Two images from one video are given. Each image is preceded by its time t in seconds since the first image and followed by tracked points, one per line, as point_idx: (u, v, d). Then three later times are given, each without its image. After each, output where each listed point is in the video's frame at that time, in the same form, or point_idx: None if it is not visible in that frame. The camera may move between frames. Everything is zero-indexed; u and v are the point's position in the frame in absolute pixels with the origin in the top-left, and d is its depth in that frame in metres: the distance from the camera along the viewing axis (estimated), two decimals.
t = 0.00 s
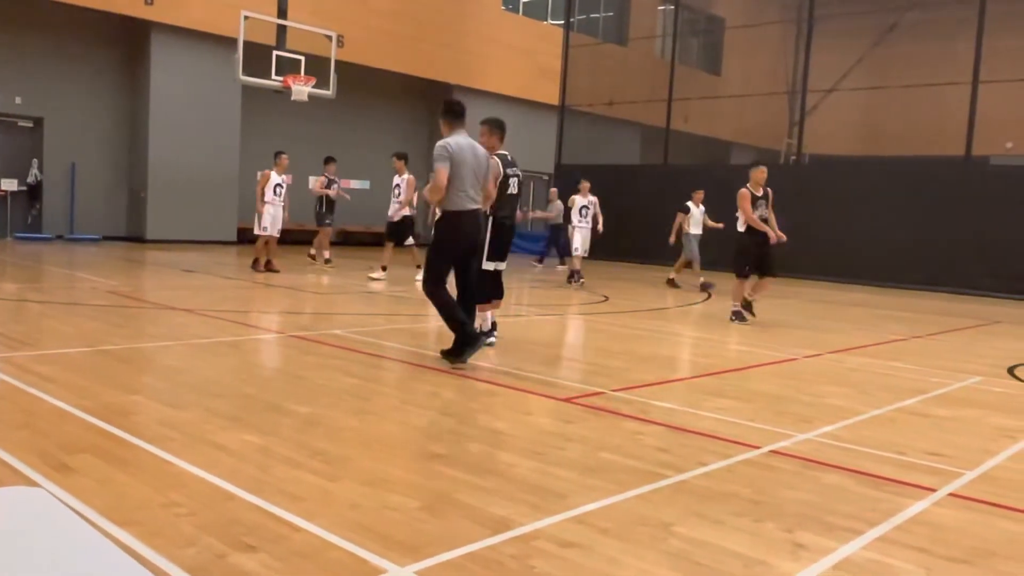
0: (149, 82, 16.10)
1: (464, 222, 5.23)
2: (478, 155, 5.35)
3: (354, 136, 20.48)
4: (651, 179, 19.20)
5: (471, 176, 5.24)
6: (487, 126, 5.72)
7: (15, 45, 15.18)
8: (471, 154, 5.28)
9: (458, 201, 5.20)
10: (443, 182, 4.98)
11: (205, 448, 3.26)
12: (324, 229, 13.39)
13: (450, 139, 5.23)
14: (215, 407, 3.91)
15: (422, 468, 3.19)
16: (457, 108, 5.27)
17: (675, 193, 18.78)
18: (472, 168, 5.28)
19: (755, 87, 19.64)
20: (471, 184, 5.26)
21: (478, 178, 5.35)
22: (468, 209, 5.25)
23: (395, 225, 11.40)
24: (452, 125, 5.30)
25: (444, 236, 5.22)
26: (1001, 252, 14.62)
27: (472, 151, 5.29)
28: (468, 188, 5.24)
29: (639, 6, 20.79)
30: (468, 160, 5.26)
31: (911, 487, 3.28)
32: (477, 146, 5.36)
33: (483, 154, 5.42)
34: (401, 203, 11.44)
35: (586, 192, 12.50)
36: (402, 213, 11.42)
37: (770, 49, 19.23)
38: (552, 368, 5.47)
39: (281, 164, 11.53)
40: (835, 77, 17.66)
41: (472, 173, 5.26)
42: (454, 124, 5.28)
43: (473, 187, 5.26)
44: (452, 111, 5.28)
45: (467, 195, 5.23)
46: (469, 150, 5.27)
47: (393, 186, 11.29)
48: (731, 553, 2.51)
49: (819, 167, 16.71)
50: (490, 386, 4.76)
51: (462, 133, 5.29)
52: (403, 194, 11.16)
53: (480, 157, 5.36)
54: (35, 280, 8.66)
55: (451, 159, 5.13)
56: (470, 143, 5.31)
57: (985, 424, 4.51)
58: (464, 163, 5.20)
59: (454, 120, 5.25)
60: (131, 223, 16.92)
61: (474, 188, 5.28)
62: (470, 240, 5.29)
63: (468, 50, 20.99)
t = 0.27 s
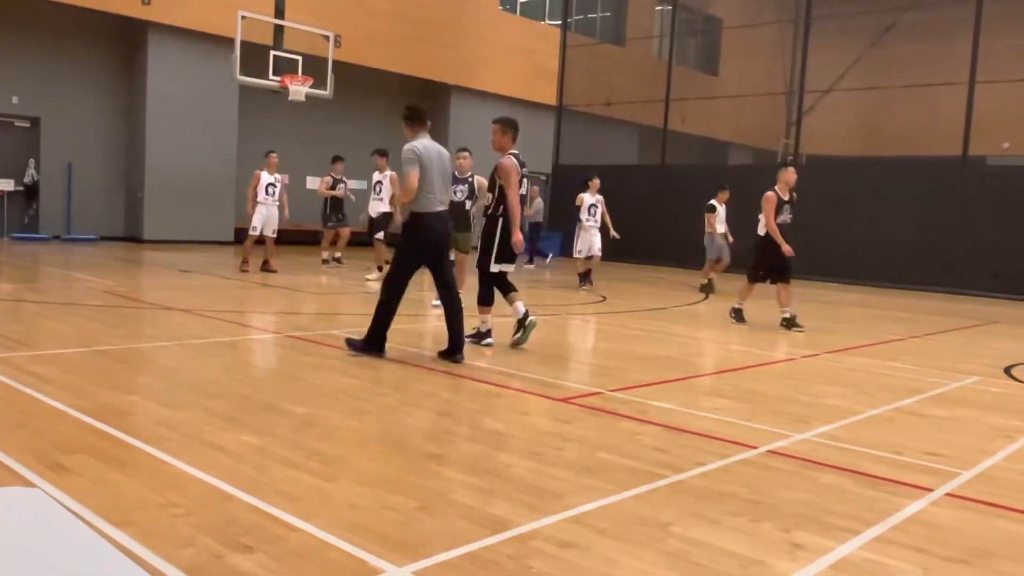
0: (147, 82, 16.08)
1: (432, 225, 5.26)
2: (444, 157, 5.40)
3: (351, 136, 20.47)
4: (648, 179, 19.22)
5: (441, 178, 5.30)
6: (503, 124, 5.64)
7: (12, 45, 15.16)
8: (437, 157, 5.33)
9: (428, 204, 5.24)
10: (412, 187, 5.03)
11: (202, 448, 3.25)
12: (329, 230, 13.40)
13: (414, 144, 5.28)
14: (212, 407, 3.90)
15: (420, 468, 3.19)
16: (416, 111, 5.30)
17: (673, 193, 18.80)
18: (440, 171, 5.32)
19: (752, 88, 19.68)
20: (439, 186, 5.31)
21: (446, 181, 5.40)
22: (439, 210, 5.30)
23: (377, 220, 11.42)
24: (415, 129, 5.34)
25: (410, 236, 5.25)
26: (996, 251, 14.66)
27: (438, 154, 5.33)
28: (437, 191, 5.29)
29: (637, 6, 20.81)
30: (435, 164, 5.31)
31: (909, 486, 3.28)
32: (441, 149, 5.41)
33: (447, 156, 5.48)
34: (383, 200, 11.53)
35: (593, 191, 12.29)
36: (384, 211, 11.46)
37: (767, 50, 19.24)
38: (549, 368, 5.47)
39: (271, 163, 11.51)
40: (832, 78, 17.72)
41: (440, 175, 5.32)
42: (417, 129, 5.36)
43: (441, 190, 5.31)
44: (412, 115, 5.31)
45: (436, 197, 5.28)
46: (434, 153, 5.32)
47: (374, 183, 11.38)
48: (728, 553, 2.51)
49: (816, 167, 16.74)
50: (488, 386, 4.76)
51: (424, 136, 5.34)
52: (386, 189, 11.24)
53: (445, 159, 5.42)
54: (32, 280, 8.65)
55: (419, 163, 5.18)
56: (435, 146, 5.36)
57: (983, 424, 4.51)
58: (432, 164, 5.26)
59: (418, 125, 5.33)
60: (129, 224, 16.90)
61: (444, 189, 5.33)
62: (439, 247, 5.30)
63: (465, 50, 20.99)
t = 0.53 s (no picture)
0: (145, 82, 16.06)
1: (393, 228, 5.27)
2: (405, 156, 5.38)
3: (349, 137, 20.47)
4: (646, 179, 19.26)
5: (402, 178, 5.28)
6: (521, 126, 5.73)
7: (10, 45, 15.15)
8: (399, 155, 5.32)
9: (389, 204, 5.24)
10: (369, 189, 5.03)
11: (200, 449, 3.25)
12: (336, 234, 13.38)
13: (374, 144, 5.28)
14: (210, 408, 3.91)
15: (418, 469, 3.19)
16: (376, 109, 5.28)
17: (670, 193, 18.85)
18: (401, 170, 5.31)
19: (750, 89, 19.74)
20: (401, 185, 5.30)
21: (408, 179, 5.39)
22: (401, 211, 5.30)
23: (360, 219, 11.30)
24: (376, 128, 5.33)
25: (371, 241, 5.23)
26: (992, 253, 14.68)
27: (399, 153, 5.32)
28: (398, 190, 5.29)
29: (634, 7, 20.84)
30: (396, 163, 5.30)
31: (906, 487, 3.29)
32: (403, 146, 5.40)
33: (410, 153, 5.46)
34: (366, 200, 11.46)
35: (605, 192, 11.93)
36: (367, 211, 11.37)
37: (765, 50, 19.28)
38: (547, 368, 5.47)
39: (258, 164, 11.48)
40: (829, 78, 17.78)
41: (401, 174, 5.31)
42: (380, 129, 5.33)
43: (403, 189, 5.30)
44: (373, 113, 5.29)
45: (398, 197, 5.29)
46: (395, 151, 5.31)
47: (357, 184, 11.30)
48: (726, 554, 2.51)
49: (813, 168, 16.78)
50: (486, 387, 4.77)
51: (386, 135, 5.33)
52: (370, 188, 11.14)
53: (407, 157, 5.40)
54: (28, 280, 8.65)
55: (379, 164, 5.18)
56: (396, 144, 5.34)
57: (980, 424, 4.52)
58: (393, 164, 5.26)
59: (379, 125, 5.30)
60: (126, 224, 16.90)
61: (405, 189, 5.33)
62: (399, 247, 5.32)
63: (463, 51, 20.99)
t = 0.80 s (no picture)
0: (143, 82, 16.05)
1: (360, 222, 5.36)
2: (367, 151, 5.44)
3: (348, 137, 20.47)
4: (644, 179, 19.25)
5: (363, 172, 5.35)
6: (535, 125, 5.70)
7: (8, 45, 15.13)
8: (360, 151, 5.38)
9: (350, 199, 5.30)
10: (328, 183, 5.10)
11: (199, 449, 3.25)
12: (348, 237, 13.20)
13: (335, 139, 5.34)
14: (208, 407, 3.91)
15: (417, 469, 3.19)
16: (339, 104, 5.33)
17: (668, 193, 18.85)
18: (362, 165, 5.38)
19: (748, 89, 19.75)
20: (362, 181, 5.37)
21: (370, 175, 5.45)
22: (362, 206, 5.36)
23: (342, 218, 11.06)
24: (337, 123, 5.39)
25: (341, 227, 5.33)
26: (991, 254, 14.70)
27: (360, 148, 5.38)
28: (358, 186, 5.35)
29: (633, 7, 20.83)
30: (358, 158, 5.36)
31: (904, 487, 3.29)
32: (366, 141, 5.46)
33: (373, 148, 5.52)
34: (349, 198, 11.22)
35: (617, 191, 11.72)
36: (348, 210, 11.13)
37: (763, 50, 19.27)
38: (545, 368, 5.48)
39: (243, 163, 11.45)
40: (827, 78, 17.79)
41: (363, 169, 5.37)
42: (338, 123, 5.40)
43: (363, 185, 5.36)
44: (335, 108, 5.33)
45: (358, 192, 5.35)
46: (357, 147, 5.37)
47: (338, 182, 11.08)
48: (724, 554, 2.51)
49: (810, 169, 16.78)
50: (485, 387, 4.77)
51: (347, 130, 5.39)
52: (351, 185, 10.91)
53: (370, 153, 5.46)
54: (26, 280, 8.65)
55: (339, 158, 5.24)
56: (358, 140, 5.40)
57: (978, 424, 4.53)
58: (354, 159, 5.32)
59: (338, 119, 5.36)
60: (124, 224, 16.88)
61: (365, 184, 5.40)
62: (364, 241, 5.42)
63: (461, 51, 20.98)
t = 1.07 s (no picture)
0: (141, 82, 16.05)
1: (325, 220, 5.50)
2: (331, 154, 5.62)
3: (347, 137, 20.46)
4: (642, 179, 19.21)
5: (329, 177, 5.53)
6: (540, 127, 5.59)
7: (6, 45, 15.13)
8: (327, 153, 5.55)
9: (320, 198, 5.46)
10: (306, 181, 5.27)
11: (197, 449, 3.25)
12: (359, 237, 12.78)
13: (305, 140, 5.47)
14: (206, 407, 3.91)
15: (415, 469, 3.19)
16: (310, 106, 5.46)
17: (666, 193, 18.84)
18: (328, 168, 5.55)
19: (746, 89, 19.80)
20: (328, 182, 5.54)
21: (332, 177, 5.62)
22: (327, 206, 5.51)
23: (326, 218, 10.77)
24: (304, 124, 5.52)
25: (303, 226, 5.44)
26: (986, 253, 14.73)
27: (326, 150, 5.56)
28: (325, 187, 5.51)
29: (632, 7, 20.82)
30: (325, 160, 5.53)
31: (903, 487, 3.29)
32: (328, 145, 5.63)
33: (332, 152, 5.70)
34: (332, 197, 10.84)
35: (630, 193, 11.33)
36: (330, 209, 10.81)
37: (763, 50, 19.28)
38: (545, 368, 5.47)
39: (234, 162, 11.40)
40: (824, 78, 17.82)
41: (328, 172, 5.55)
42: (306, 127, 5.54)
43: (328, 186, 5.54)
44: (304, 109, 5.46)
45: (325, 192, 5.51)
46: (324, 149, 5.55)
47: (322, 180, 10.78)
48: (723, 554, 2.51)
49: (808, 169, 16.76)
50: (483, 387, 4.76)
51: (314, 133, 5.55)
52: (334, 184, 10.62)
53: (333, 156, 5.64)
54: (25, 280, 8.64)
55: (312, 158, 5.40)
56: (323, 143, 5.57)
57: (976, 424, 4.53)
58: (323, 161, 5.49)
59: (308, 123, 5.50)
60: (123, 224, 16.86)
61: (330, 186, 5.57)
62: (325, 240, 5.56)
63: (460, 51, 20.97)
